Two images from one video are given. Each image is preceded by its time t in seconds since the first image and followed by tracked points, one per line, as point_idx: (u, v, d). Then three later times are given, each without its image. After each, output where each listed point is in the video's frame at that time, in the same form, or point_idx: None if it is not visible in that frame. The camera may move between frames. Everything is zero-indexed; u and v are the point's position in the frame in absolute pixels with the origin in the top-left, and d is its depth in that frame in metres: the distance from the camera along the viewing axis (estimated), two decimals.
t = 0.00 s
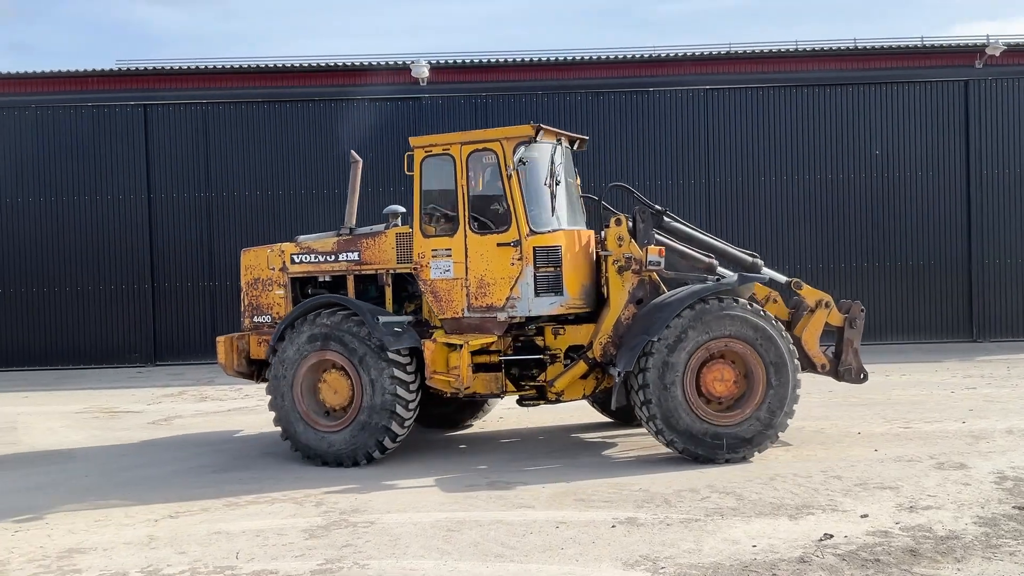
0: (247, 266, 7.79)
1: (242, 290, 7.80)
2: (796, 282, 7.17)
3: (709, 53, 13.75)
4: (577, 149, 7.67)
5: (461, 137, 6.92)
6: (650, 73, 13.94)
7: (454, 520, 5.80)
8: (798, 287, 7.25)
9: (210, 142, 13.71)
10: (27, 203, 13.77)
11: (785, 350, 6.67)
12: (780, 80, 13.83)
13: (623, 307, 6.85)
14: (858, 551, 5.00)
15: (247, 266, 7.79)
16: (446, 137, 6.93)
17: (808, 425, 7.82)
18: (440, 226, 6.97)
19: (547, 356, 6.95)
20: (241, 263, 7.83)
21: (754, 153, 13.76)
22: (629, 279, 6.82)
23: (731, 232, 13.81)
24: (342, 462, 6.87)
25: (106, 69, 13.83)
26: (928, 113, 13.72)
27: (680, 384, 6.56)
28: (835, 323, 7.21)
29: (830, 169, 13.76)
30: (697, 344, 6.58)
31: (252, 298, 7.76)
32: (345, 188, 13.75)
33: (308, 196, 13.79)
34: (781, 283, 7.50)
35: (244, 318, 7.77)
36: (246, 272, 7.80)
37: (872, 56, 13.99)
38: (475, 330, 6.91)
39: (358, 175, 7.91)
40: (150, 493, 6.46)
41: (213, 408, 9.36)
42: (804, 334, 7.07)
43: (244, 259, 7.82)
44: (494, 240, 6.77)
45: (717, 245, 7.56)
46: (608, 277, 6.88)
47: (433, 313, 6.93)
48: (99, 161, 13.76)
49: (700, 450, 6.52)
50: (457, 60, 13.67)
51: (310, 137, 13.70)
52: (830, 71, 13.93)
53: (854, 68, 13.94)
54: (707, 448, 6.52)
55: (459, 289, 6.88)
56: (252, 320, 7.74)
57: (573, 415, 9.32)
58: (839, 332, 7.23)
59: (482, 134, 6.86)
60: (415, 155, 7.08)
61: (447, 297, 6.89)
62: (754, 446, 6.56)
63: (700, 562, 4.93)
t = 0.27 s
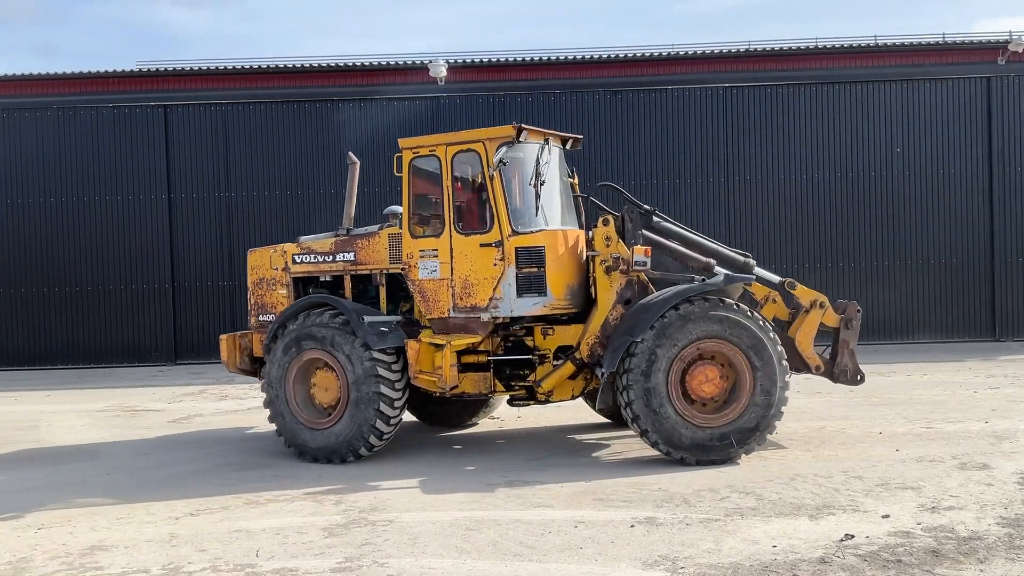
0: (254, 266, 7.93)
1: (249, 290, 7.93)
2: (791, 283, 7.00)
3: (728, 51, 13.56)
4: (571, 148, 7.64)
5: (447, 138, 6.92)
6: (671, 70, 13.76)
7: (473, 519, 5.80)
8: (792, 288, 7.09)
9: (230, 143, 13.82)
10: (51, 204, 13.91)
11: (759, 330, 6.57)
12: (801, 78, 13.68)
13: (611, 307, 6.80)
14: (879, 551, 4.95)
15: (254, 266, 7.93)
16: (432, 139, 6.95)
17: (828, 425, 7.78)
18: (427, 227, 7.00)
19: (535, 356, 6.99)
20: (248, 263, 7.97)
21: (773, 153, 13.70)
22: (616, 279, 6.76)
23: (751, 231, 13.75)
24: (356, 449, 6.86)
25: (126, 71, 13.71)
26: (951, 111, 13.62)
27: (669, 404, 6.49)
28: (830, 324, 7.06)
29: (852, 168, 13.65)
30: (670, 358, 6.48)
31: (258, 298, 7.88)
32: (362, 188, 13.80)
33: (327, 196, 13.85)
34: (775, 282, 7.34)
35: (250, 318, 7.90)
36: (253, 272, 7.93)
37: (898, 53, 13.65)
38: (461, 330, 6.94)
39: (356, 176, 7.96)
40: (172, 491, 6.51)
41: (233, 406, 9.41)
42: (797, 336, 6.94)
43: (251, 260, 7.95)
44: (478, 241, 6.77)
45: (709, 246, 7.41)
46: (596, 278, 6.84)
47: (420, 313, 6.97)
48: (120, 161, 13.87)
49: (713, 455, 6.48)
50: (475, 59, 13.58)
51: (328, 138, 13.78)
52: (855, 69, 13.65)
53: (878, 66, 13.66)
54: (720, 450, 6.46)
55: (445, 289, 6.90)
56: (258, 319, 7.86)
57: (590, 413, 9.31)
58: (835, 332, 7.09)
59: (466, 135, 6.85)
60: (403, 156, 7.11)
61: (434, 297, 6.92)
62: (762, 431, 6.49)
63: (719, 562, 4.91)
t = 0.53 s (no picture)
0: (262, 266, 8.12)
1: (258, 289, 8.12)
2: (781, 284, 6.81)
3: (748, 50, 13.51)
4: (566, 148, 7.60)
5: (433, 140, 7.01)
6: (693, 68, 13.67)
7: (492, 518, 5.80)
8: (784, 288, 6.89)
9: (251, 144, 13.93)
10: (75, 204, 14.03)
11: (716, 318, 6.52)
12: (822, 75, 13.58)
13: (596, 307, 6.77)
14: (902, 552, 4.92)
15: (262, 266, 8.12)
16: (419, 141, 7.04)
17: (849, 424, 7.74)
18: (416, 228, 7.08)
19: (523, 356, 7.00)
20: (257, 263, 8.17)
21: (793, 151, 13.63)
22: (600, 280, 6.73)
23: (772, 230, 13.69)
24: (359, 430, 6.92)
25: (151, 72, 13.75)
26: (974, 110, 13.52)
27: (661, 423, 6.47)
28: (824, 324, 6.89)
29: (875, 168, 13.57)
30: (644, 379, 6.43)
31: (266, 297, 8.06)
32: (382, 187, 13.85)
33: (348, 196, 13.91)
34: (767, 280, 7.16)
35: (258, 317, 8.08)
36: (261, 272, 8.13)
37: (923, 50, 13.50)
38: (447, 330, 6.99)
39: (356, 177, 8.02)
40: (194, 489, 6.55)
41: (254, 404, 9.46)
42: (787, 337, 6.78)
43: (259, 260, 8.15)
44: (462, 242, 6.83)
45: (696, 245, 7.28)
46: (581, 279, 6.82)
47: (409, 313, 7.06)
48: (142, 162, 13.98)
49: (725, 448, 6.42)
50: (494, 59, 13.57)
51: (348, 138, 13.84)
52: (876, 66, 13.52)
53: (897, 63, 13.53)
54: (730, 441, 6.42)
55: (433, 289, 6.97)
56: (265, 319, 8.03)
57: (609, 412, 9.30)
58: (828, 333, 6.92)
59: (451, 137, 6.92)
60: (393, 159, 7.22)
61: (422, 298, 7.00)
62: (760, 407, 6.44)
63: (741, 562, 4.89)
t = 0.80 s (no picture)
0: (273, 266, 8.35)
1: (269, 289, 8.35)
2: (771, 284, 6.73)
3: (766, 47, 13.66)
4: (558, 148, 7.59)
5: (422, 142, 7.10)
6: (711, 67, 13.78)
7: (513, 517, 5.79)
8: (773, 288, 6.78)
9: (273, 142, 14.00)
10: (98, 203, 14.13)
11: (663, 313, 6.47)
12: (834, 71, 13.80)
13: (580, 307, 6.75)
14: (927, 552, 4.87)
15: (273, 266, 8.35)
16: (408, 143, 7.15)
17: (872, 424, 7.69)
18: (406, 228, 7.17)
19: (511, 355, 7.03)
20: (269, 264, 8.41)
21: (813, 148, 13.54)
22: (585, 280, 6.70)
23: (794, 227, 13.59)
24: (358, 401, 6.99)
25: (175, 73, 14.14)
26: (995, 104, 13.37)
27: (660, 432, 6.42)
28: (816, 325, 6.73)
29: (896, 165, 13.46)
30: (623, 402, 6.38)
31: (276, 296, 8.28)
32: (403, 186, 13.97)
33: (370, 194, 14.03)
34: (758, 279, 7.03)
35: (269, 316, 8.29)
36: (272, 272, 8.36)
37: (938, 46, 13.68)
38: (435, 328, 7.06)
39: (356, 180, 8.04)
40: (216, 487, 6.59)
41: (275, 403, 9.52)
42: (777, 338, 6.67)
43: (271, 260, 8.38)
44: (447, 242, 6.89)
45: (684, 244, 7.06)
46: (566, 279, 6.79)
47: (401, 312, 7.16)
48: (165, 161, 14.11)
49: (731, 425, 6.36)
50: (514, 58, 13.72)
51: (370, 136, 13.85)
52: (888, 63, 13.73)
53: (911, 60, 13.72)
54: (733, 417, 6.37)
55: (422, 289, 7.05)
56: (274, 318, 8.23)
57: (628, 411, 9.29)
58: (820, 334, 6.76)
59: (438, 139, 7.01)
60: (385, 162, 7.35)
61: (410, 297, 7.08)
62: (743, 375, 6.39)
63: (763, 562, 4.85)
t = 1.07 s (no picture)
0: (285, 265, 8.53)
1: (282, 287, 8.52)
2: (759, 285, 6.54)
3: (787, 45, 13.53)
4: (553, 148, 7.56)
5: (413, 144, 7.21)
6: (732, 65, 13.68)
7: (534, 515, 5.79)
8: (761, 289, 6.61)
9: (293, 143, 14.10)
10: (123, 203, 14.26)
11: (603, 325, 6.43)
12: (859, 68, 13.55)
13: (565, 307, 6.69)
14: (951, 553, 4.83)
15: (285, 265, 8.53)
16: (401, 145, 7.27)
17: (896, 424, 7.63)
18: (400, 228, 7.30)
19: (501, 353, 7.08)
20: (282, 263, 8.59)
21: (832, 147, 13.48)
22: (568, 281, 6.65)
23: (812, 225, 13.53)
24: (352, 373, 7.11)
25: (198, 73, 14.15)
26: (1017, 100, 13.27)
27: (663, 430, 6.35)
28: (806, 327, 6.59)
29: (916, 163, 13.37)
30: (612, 419, 6.34)
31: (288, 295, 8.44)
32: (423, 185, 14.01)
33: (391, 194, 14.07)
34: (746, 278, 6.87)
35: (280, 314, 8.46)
36: (284, 271, 8.53)
37: (965, 43, 13.44)
38: (427, 326, 7.17)
39: (359, 179, 8.03)
40: (239, 484, 6.63)
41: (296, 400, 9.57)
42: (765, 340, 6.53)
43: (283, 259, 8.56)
44: (436, 242, 6.99)
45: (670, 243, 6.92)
46: (552, 278, 6.76)
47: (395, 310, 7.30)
48: (187, 161, 14.21)
49: (720, 393, 6.29)
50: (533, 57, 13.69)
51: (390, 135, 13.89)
52: (911, 60, 13.51)
53: (934, 57, 13.51)
54: (719, 385, 6.30)
55: (413, 288, 7.17)
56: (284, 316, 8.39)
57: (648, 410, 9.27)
58: (810, 336, 6.61)
59: (428, 141, 7.11)
60: (381, 163, 7.49)
61: (403, 296, 7.21)
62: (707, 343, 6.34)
63: (786, 562, 4.83)
